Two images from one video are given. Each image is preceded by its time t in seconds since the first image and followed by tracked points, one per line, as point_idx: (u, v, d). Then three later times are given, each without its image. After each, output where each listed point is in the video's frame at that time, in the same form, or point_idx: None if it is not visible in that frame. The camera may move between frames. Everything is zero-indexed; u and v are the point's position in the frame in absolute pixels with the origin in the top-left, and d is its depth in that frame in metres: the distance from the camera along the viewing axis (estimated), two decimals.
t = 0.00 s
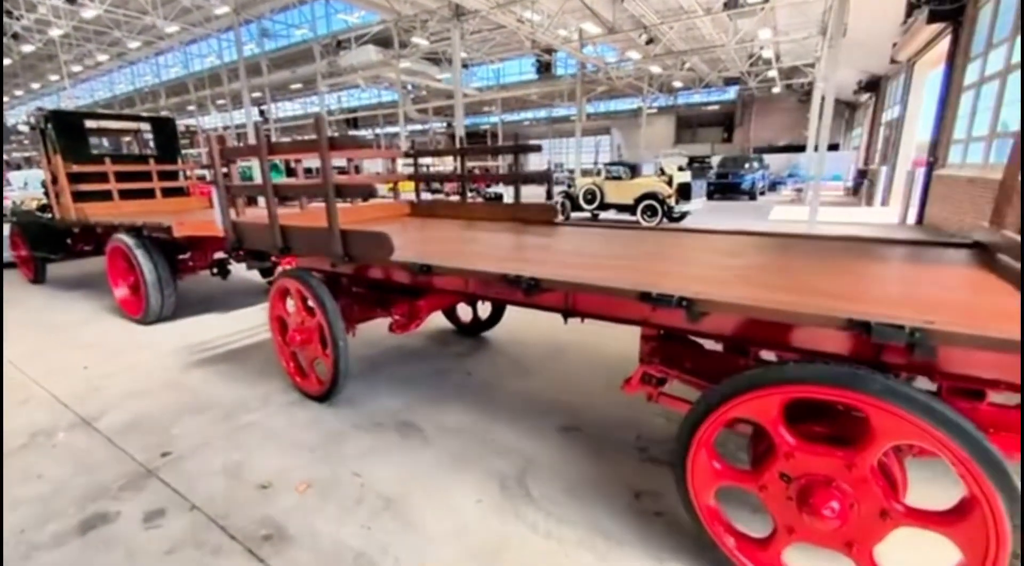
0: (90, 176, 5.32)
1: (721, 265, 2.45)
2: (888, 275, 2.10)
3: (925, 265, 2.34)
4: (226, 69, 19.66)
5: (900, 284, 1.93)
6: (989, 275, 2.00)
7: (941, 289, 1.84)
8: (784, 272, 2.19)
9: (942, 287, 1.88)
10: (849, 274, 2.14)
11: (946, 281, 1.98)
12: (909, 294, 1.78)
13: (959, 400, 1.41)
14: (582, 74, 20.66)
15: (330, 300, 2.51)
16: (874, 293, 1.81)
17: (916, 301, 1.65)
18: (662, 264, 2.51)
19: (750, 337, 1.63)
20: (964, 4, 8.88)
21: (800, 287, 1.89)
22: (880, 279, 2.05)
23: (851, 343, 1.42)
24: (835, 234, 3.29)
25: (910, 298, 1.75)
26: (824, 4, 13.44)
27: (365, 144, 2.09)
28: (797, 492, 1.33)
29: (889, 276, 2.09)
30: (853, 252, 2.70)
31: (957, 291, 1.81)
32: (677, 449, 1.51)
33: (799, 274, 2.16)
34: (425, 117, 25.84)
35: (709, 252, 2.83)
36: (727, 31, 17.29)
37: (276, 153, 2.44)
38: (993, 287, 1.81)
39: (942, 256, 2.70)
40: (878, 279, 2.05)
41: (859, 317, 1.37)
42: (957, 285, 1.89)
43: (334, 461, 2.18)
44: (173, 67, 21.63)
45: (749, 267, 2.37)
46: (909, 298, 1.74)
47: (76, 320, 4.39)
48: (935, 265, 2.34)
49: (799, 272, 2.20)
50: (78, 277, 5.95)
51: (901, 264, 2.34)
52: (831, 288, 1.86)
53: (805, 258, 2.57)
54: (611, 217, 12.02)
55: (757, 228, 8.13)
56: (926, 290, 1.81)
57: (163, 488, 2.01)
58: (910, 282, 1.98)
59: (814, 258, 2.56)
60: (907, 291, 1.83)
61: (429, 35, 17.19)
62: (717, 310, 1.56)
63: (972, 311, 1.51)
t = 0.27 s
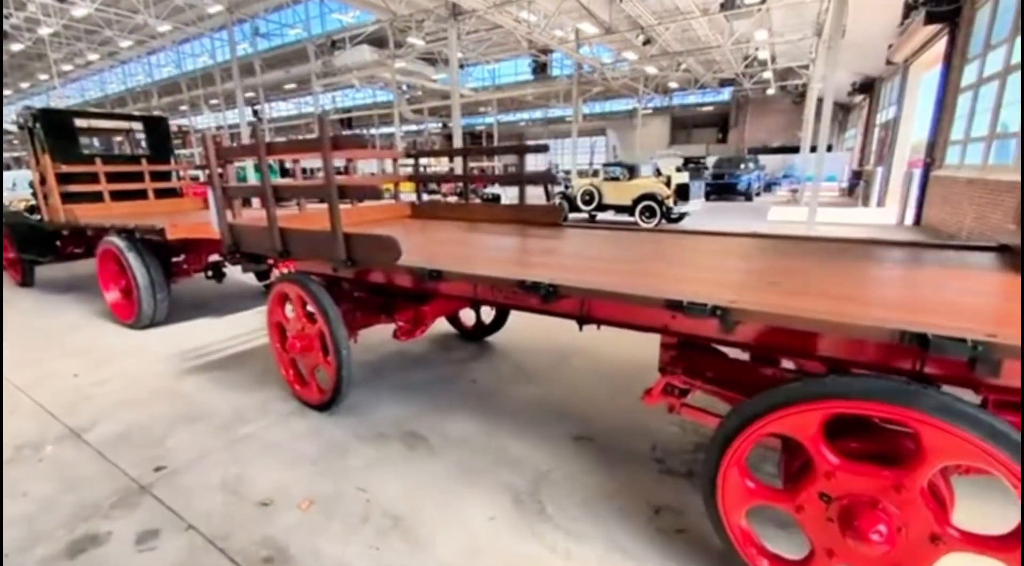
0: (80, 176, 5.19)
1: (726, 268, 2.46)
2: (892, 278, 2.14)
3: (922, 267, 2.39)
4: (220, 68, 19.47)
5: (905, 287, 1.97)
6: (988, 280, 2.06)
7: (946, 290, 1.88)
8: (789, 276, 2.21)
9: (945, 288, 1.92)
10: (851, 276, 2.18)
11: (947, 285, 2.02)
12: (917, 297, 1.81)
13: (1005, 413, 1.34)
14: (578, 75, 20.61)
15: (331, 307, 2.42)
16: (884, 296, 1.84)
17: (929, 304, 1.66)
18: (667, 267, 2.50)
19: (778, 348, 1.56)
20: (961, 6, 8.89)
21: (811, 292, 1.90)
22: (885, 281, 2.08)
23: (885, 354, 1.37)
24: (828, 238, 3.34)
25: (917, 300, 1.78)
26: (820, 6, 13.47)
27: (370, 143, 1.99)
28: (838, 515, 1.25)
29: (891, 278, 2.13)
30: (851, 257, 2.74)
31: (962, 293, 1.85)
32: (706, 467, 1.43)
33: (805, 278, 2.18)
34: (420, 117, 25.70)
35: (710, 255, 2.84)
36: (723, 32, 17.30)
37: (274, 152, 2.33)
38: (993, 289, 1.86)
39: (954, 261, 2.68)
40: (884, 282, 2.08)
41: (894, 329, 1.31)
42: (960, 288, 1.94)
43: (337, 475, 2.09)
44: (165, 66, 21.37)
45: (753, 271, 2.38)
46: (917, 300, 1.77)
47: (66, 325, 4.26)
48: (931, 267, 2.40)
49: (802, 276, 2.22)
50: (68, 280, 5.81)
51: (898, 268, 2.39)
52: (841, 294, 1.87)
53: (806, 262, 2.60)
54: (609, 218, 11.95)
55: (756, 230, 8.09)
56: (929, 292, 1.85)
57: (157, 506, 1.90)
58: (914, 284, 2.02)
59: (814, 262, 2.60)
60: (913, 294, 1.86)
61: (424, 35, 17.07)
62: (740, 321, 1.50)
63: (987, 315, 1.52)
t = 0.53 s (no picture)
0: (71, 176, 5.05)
1: (728, 269, 2.44)
2: (889, 282, 2.19)
3: (913, 271, 2.47)
4: (212, 68, 19.25)
5: (903, 290, 2.01)
6: (980, 285, 2.13)
7: (946, 296, 1.88)
8: (788, 279, 2.22)
9: (940, 292, 1.97)
10: (848, 279, 2.21)
11: (942, 288, 2.07)
12: (917, 300, 1.84)
13: None
14: (574, 75, 20.54)
15: (335, 310, 2.32)
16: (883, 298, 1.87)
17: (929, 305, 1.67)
18: (668, 266, 2.48)
19: (810, 354, 1.49)
20: (958, 7, 8.89)
21: (813, 295, 1.91)
22: (884, 285, 2.12)
23: (900, 357, 1.32)
24: (820, 240, 3.42)
25: (918, 303, 1.81)
26: (816, 7, 13.48)
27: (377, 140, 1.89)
28: (889, 534, 1.17)
29: (888, 282, 2.18)
30: (845, 259, 2.80)
31: (960, 298, 1.89)
32: (742, 482, 1.35)
33: (805, 281, 2.19)
34: (415, 117, 25.55)
35: (709, 255, 2.83)
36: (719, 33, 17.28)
37: (274, 150, 2.22)
38: (988, 294, 1.93)
39: (965, 265, 2.65)
40: (882, 285, 2.12)
41: (902, 333, 1.25)
42: (957, 292, 1.99)
43: (341, 489, 2.00)
44: (157, 66, 21.10)
45: (753, 272, 2.38)
46: (918, 302, 1.81)
47: (54, 330, 4.13)
48: (922, 271, 2.47)
49: (802, 278, 2.24)
50: (57, 282, 5.66)
51: (891, 271, 2.44)
52: (843, 299, 1.89)
53: (802, 263, 2.64)
54: (607, 218, 11.89)
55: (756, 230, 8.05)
56: (927, 295, 1.89)
57: (152, 524, 1.80)
58: (912, 288, 2.06)
59: (810, 263, 2.63)
60: (911, 298, 1.91)
61: (420, 35, 16.92)
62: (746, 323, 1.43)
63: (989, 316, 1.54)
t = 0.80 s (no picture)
0: (60, 176, 4.91)
1: (727, 268, 2.40)
2: (888, 280, 2.16)
3: (910, 270, 2.45)
4: (205, 68, 19.04)
5: (903, 290, 1.98)
6: (978, 284, 2.11)
7: (946, 293, 1.89)
8: (787, 279, 2.19)
9: (941, 291, 1.95)
10: (847, 279, 2.18)
11: (940, 287, 2.05)
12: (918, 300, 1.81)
13: None
14: (570, 76, 20.49)
15: (340, 316, 2.22)
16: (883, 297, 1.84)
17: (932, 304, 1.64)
18: (666, 267, 2.42)
19: (847, 363, 1.41)
20: (956, 7, 8.87)
21: (812, 296, 1.87)
22: (884, 284, 2.09)
23: (918, 362, 1.26)
24: (816, 239, 3.41)
25: (919, 302, 1.78)
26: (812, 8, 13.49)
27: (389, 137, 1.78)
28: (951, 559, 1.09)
29: (887, 280, 2.15)
30: (842, 259, 2.77)
31: (959, 296, 1.87)
32: (786, 501, 1.27)
33: (804, 280, 2.15)
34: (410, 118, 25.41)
35: (709, 254, 2.79)
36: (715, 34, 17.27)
37: (276, 149, 2.11)
38: (988, 292, 1.91)
39: (982, 265, 2.59)
40: (882, 284, 2.09)
41: (901, 332, 1.21)
42: (956, 290, 1.96)
43: (349, 504, 1.90)
44: (149, 66, 20.87)
45: (752, 271, 2.34)
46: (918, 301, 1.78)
47: (44, 335, 4.00)
48: (921, 271, 2.44)
49: (801, 278, 2.20)
50: (47, 285, 5.51)
51: (890, 270, 2.43)
52: (842, 298, 1.85)
53: (799, 263, 2.60)
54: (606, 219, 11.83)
55: (756, 231, 7.99)
56: (927, 294, 1.86)
57: (147, 546, 1.70)
58: (911, 287, 2.03)
59: (807, 263, 2.60)
60: (911, 297, 1.88)
61: (415, 35, 16.81)
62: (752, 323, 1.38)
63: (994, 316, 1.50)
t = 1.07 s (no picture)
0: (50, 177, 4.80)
1: (731, 272, 2.36)
2: (889, 283, 2.15)
3: (910, 273, 2.44)
4: (198, 69, 18.83)
5: (906, 294, 1.96)
6: (978, 285, 2.10)
7: (942, 297, 1.88)
8: (788, 282, 2.16)
9: (938, 294, 1.94)
10: (847, 281, 2.17)
11: (938, 290, 2.05)
12: (919, 305, 1.79)
13: None
14: (566, 77, 20.44)
15: (348, 324, 2.12)
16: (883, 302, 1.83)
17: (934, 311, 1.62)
18: (667, 270, 2.38)
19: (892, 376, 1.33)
20: (954, 9, 8.84)
21: (813, 300, 1.85)
22: (886, 287, 2.07)
23: (956, 372, 1.21)
24: (815, 240, 3.39)
25: (921, 307, 1.77)
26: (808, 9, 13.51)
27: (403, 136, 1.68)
28: None
29: (888, 282, 2.13)
30: (842, 261, 2.75)
31: (958, 299, 1.86)
32: (836, 525, 1.21)
33: (806, 284, 2.13)
34: (406, 119, 25.29)
35: (704, 256, 2.77)
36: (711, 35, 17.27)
37: (280, 149, 2.02)
38: (986, 296, 1.91)
39: (1000, 268, 2.55)
40: (885, 288, 2.07)
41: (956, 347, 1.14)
42: (954, 293, 1.96)
43: (358, 523, 1.81)
44: (142, 66, 20.63)
45: (754, 275, 2.31)
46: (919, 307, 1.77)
47: (35, 343, 3.87)
48: (922, 273, 2.43)
49: (803, 282, 2.17)
50: (36, 290, 5.36)
51: (887, 272, 2.42)
52: (844, 302, 1.84)
53: (799, 265, 2.58)
54: (605, 220, 11.77)
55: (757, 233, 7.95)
56: (925, 297, 1.85)
57: None
58: (910, 289, 2.02)
59: (807, 266, 2.58)
60: (912, 301, 1.87)
61: (411, 36, 16.71)
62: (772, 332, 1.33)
63: (997, 326, 1.49)
